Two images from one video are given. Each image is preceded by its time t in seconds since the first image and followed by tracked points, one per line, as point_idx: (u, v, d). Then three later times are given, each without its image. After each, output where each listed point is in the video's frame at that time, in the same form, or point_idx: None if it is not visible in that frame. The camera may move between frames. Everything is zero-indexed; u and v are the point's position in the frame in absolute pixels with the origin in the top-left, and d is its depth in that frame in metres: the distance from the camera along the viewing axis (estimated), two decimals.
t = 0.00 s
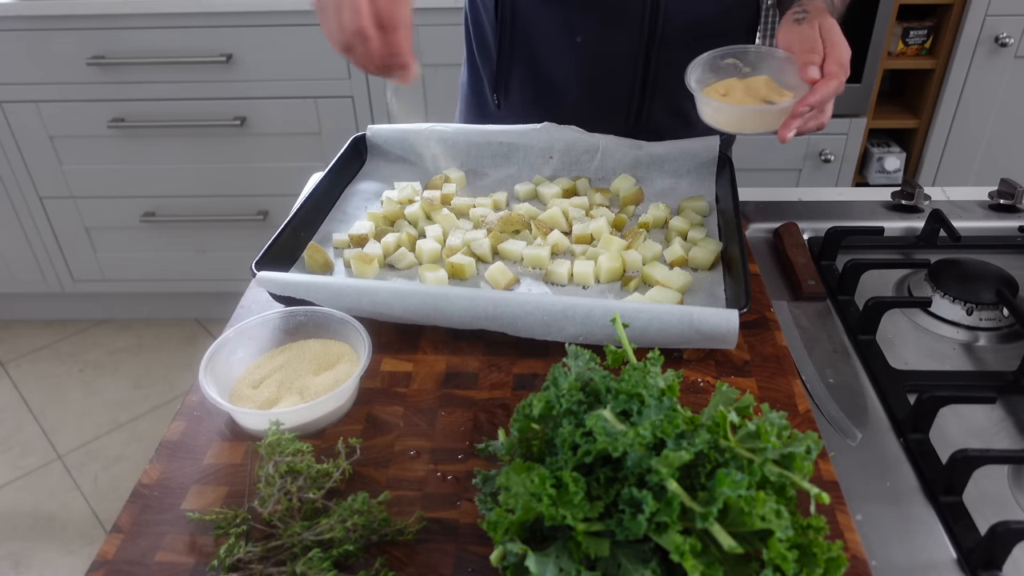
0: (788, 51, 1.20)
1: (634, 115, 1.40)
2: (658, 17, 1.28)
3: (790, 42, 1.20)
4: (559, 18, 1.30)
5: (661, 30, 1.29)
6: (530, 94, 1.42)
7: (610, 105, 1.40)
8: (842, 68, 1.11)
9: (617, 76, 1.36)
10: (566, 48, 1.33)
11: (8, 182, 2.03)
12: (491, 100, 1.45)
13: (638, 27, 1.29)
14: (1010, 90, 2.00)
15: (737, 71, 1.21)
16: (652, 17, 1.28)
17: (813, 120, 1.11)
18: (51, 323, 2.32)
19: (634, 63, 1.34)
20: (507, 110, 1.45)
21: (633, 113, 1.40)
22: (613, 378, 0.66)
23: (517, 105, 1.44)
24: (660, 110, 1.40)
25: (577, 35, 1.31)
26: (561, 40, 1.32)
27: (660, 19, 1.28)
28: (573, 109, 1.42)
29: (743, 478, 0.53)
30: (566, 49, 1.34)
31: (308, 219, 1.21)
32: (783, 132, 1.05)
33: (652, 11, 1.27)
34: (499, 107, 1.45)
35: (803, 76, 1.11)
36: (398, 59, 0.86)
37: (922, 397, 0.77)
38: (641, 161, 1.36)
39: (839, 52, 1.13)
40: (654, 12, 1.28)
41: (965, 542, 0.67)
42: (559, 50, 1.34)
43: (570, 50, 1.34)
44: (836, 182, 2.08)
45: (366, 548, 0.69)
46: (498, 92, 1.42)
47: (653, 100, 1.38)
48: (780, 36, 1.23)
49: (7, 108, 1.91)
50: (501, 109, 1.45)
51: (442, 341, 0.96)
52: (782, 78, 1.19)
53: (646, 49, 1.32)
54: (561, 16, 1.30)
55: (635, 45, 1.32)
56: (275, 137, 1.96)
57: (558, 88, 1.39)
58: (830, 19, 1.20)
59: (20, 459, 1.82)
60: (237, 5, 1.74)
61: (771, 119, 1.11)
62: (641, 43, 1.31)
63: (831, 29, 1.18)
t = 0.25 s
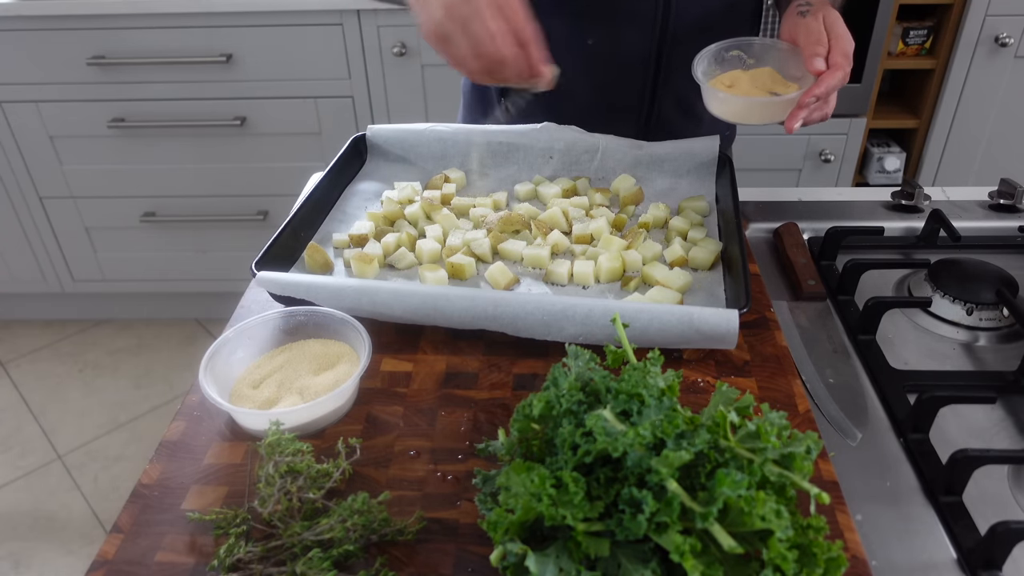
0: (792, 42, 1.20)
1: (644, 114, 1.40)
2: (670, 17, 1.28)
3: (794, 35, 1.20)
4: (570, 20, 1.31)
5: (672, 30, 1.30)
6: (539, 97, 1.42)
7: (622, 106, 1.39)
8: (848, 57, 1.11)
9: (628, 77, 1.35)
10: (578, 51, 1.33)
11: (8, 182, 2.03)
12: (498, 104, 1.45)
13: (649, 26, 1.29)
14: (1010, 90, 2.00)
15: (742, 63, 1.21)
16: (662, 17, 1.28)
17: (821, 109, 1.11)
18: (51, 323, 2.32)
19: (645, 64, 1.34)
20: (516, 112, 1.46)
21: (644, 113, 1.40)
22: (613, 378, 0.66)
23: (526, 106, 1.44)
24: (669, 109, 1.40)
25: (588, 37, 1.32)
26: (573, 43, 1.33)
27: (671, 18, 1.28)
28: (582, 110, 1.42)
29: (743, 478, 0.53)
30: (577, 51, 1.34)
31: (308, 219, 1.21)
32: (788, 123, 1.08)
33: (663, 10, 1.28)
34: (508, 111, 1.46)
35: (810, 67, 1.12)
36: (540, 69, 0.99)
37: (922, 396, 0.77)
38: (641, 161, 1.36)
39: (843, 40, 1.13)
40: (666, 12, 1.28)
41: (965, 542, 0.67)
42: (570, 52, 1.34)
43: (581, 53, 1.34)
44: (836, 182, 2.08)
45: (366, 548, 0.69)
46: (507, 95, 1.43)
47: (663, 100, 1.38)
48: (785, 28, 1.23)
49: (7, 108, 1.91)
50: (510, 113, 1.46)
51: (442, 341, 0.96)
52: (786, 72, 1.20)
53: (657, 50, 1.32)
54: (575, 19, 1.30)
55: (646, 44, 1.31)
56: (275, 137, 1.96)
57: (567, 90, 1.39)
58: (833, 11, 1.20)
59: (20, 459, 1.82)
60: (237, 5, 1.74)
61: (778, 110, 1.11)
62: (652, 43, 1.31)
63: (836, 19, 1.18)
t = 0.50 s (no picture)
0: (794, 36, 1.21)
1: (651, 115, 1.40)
2: (675, 19, 1.28)
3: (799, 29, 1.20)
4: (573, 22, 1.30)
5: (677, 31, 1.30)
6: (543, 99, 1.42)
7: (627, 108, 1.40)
8: (853, 52, 1.13)
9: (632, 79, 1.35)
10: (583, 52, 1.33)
11: (7, 182, 2.03)
12: (501, 105, 1.45)
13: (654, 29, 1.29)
14: (1010, 90, 2.00)
15: (746, 58, 1.21)
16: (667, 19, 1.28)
17: (823, 103, 1.12)
18: (51, 323, 2.32)
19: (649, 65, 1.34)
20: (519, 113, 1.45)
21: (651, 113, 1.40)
22: (613, 378, 0.66)
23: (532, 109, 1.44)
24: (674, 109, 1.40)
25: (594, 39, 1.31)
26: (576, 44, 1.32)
27: (676, 20, 1.29)
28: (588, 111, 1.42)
29: (743, 478, 0.53)
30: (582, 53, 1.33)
31: (308, 219, 1.21)
32: (795, 116, 1.08)
33: (668, 12, 1.28)
34: (511, 113, 1.45)
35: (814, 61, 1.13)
36: (649, 104, 0.88)
37: (922, 396, 0.77)
38: (641, 160, 1.36)
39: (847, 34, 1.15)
40: (671, 14, 1.28)
41: (965, 542, 0.67)
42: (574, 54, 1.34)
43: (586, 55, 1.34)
44: (836, 182, 2.08)
45: (366, 548, 0.69)
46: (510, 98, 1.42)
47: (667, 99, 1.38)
48: (787, 22, 1.23)
49: (7, 108, 1.91)
50: (513, 115, 1.46)
51: (442, 341, 0.96)
52: (790, 66, 1.20)
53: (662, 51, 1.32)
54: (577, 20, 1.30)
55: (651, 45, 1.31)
56: (275, 137, 1.96)
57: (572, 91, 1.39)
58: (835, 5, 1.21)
59: (20, 459, 1.82)
60: (237, 5, 1.74)
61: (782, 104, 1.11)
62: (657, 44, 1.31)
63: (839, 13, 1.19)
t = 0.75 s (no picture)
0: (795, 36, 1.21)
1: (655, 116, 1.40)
2: (678, 18, 1.29)
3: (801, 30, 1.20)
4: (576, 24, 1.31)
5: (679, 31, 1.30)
6: (544, 100, 1.41)
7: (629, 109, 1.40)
8: (857, 52, 1.13)
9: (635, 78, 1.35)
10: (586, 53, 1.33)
11: (8, 182, 2.03)
12: (503, 107, 1.45)
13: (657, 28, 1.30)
14: (1010, 90, 2.00)
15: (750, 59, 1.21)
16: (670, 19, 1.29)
17: (828, 104, 1.13)
18: (50, 323, 2.32)
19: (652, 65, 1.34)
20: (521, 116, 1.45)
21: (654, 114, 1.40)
22: (613, 378, 0.66)
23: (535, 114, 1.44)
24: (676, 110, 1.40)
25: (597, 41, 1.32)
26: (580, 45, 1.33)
27: (679, 19, 1.29)
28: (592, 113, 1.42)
29: (743, 478, 0.53)
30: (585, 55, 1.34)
31: (308, 219, 1.21)
32: (800, 117, 1.09)
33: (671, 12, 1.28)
34: (512, 115, 1.45)
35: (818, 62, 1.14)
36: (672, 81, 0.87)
37: (922, 396, 0.77)
38: (641, 160, 1.36)
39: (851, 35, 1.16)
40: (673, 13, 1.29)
41: (965, 542, 0.67)
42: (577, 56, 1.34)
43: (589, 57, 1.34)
44: (836, 182, 2.08)
45: (366, 548, 0.69)
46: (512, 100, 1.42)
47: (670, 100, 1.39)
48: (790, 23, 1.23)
49: (7, 108, 1.91)
50: (515, 117, 1.45)
51: (442, 341, 0.96)
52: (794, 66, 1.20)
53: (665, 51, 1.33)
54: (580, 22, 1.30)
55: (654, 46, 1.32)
56: (275, 138, 1.96)
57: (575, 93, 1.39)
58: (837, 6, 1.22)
59: (20, 459, 1.82)
60: (238, 5, 1.74)
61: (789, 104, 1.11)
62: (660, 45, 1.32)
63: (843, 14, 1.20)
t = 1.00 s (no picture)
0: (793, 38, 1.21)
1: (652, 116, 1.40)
2: (674, 20, 1.28)
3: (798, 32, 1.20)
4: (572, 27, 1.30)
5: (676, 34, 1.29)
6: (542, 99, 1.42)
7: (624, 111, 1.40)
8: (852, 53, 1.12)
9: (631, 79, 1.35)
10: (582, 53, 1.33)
11: (7, 182, 2.03)
12: (500, 107, 1.46)
13: (653, 30, 1.29)
14: (1010, 90, 2.00)
15: (744, 59, 1.22)
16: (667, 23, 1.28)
17: (822, 104, 1.10)
18: (50, 323, 2.32)
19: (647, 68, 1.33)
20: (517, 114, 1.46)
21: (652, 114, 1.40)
22: (613, 378, 0.66)
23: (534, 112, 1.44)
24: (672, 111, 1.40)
25: (593, 42, 1.31)
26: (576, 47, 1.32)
27: (675, 22, 1.28)
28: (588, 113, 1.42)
29: (743, 478, 0.53)
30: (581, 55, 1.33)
31: (308, 219, 1.21)
32: (794, 118, 1.06)
33: (667, 16, 1.27)
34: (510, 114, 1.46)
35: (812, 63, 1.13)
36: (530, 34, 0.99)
37: (922, 397, 0.77)
38: (641, 160, 1.36)
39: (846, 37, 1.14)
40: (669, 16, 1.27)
41: (965, 542, 0.67)
42: (572, 58, 1.34)
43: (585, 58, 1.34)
44: (836, 182, 2.08)
45: (366, 548, 0.69)
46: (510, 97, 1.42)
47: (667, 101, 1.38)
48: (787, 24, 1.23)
49: (7, 108, 1.91)
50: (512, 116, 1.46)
51: (442, 341, 0.96)
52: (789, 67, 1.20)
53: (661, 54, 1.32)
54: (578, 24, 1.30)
55: (650, 48, 1.31)
56: (275, 138, 1.96)
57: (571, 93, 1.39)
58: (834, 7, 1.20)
59: (19, 459, 1.82)
60: (237, 5, 1.75)
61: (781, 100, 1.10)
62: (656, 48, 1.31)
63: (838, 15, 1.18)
